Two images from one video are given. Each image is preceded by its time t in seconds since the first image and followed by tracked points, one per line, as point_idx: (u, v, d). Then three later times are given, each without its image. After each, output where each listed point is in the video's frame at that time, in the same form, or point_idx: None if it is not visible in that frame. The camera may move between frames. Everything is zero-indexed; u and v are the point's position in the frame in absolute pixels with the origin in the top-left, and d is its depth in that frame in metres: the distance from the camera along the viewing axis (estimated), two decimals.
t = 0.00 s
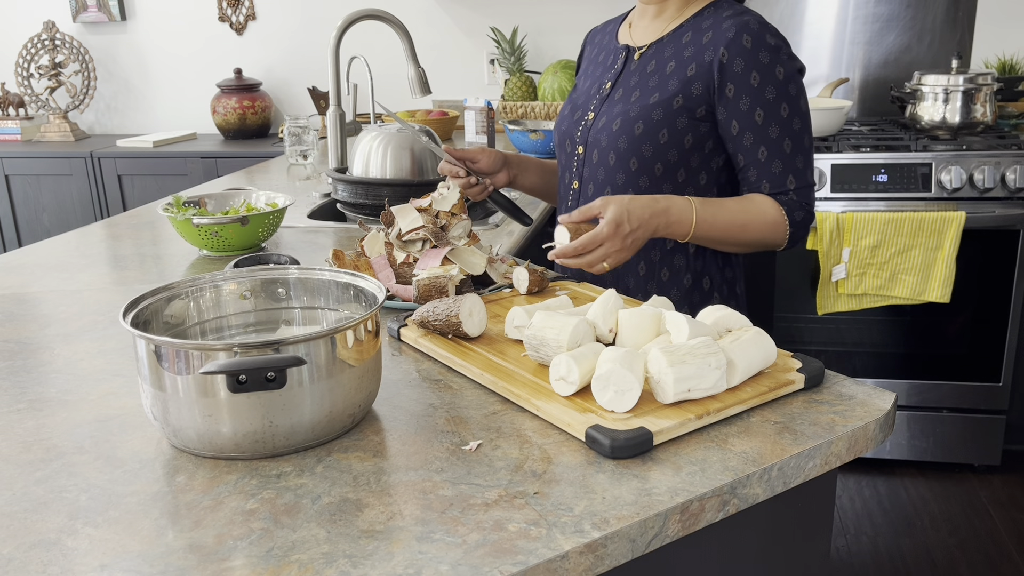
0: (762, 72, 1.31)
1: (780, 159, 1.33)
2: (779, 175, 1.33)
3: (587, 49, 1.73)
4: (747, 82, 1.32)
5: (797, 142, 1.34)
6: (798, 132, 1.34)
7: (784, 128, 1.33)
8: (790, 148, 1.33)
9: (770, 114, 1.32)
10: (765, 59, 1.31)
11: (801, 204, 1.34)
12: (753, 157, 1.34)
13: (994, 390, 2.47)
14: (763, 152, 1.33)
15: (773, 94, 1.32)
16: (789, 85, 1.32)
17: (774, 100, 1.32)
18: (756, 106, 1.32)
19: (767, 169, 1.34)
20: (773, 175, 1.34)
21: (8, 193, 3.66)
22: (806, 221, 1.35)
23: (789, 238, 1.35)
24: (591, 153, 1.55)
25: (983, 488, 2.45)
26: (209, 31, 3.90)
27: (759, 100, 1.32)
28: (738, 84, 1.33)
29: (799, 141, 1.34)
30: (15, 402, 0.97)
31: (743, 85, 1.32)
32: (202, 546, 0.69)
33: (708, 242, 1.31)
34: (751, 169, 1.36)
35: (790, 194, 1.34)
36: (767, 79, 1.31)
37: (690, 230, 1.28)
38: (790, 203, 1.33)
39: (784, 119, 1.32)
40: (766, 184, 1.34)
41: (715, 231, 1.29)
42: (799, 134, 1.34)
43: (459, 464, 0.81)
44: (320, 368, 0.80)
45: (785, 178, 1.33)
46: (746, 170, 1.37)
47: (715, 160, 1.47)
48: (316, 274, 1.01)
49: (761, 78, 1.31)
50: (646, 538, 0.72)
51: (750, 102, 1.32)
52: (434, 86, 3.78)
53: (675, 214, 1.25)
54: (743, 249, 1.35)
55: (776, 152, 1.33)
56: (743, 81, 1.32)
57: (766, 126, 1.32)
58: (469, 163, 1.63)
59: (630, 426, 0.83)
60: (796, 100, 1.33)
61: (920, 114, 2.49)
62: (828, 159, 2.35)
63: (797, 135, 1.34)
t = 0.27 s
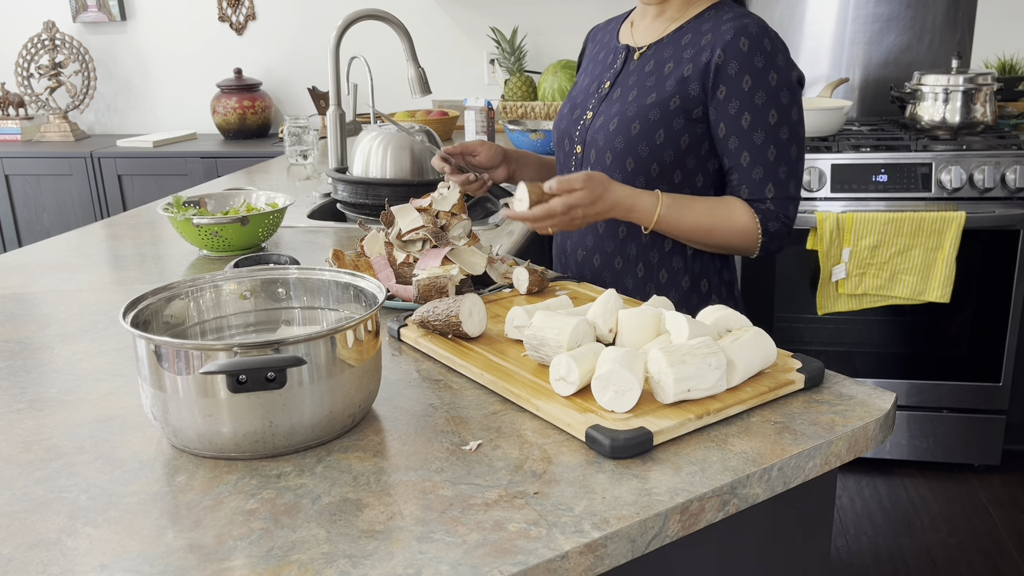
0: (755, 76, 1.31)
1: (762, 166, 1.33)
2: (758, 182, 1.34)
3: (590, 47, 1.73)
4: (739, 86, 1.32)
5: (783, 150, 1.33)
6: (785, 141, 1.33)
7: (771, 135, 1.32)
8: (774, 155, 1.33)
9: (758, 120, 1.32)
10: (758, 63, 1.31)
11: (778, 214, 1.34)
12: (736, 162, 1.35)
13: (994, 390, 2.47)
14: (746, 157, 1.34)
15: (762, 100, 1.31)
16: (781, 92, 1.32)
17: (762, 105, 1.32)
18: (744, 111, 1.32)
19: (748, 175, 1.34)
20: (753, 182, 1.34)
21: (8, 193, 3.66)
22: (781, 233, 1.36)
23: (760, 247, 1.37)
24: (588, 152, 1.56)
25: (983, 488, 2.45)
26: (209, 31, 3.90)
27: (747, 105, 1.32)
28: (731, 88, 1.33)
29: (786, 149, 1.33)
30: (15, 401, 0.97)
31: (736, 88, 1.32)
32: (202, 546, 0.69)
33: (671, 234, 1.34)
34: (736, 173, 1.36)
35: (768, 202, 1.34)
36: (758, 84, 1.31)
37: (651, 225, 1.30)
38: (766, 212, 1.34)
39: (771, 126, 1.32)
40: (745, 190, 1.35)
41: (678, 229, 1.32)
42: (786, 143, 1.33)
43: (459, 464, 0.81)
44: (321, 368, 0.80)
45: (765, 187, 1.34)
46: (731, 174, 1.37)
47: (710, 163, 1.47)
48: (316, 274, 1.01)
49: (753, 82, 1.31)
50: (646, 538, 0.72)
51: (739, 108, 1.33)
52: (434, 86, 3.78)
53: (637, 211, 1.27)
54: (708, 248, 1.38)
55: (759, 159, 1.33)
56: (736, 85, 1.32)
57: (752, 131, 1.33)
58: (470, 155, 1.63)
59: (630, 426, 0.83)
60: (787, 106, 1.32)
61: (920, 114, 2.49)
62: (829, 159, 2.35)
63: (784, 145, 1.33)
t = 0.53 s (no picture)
0: (738, 73, 1.30)
1: (739, 163, 1.32)
2: (735, 179, 1.33)
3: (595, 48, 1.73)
4: (723, 82, 1.31)
5: (762, 148, 1.31)
6: (766, 140, 1.31)
7: (750, 132, 1.31)
8: (752, 154, 1.31)
9: (737, 117, 1.31)
10: (744, 60, 1.30)
11: (751, 214, 1.33)
12: (716, 158, 1.35)
13: (994, 390, 2.47)
14: (723, 154, 1.33)
15: (744, 97, 1.30)
16: (764, 90, 1.30)
17: (743, 102, 1.30)
18: (725, 108, 1.32)
19: (726, 172, 1.34)
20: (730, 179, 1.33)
21: (8, 193, 3.66)
22: (756, 233, 1.34)
23: (733, 247, 1.36)
24: (584, 151, 1.56)
25: (983, 488, 2.45)
26: (209, 31, 3.90)
27: (729, 102, 1.31)
28: (716, 85, 1.33)
29: (767, 146, 1.31)
30: (15, 402, 0.96)
31: (721, 86, 1.32)
32: (202, 546, 0.69)
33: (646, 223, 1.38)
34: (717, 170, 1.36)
35: (743, 201, 1.33)
36: (742, 80, 1.30)
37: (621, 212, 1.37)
38: (740, 211, 1.33)
39: (751, 123, 1.30)
40: (723, 187, 1.35)
41: (645, 219, 1.36)
42: (767, 141, 1.31)
43: (459, 464, 0.81)
44: (320, 368, 0.80)
45: (741, 184, 1.32)
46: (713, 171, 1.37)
47: (704, 162, 1.46)
48: (316, 274, 1.01)
49: (736, 79, 1.30)
50: (646, 538, 0.72)
51: (721, 105, 1.32)
52: (434, 86, 3.78)
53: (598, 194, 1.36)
54: (683, 241, 1.40)
55: (736, 156, 1.32)
56: (721, 82, 1.32)
57: (730, 128, 1.32)
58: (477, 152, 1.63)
59: (630, 426, 0.83)
60: (770, 103, 1.31)
61: (920, 114, 2.48)
62: (829, 159, 2.35)
63: (765, 143, 1.31)
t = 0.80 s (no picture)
0: (735, 75, 1.30)
1: (728, 165, 1.33)
2: (724, 181, 1.34)
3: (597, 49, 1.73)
4: (720, 84, 1.32)
5: (753, 151, 1.31)
6: (757, 143, 1.31)
7: (742, 135, 1.31)
8: (741, 156, 1.31)
9: (730, 119, 1.31)
10: (743, 62, 1.30)
11: (736, 216, 1.34)
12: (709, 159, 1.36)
13: (994, 390, 2.47)
14: (716, 155, 1.34)
15: (738, 99, 1.30)
16: (760, 93, 1.30)
17: (738, 105, 1.30)
18: (718, 110, 1.32)
19: (716, 174, 1.35)
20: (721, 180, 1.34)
21: (8, 193, 3.66)
22: (740, 236, 1.35)
23: (720, 247, 1.38)
24: (587, 153, 1.56)
25: (983, 488, 2.45)
26: (209, 31, 3.90)
27: (724, 103, 1.31)
28: (714, 86, 1.33)
29: (761, 149, 1.31)
30: (15, 402, 0.96)
31: (719, 88, 1.32)
32: (202, 546, 0.69)
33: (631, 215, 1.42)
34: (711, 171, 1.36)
35: (730, 203, 1.34)
36: (738, 83, 1.30)
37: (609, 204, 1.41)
38: (724, 213, 1.35)
39: (745, 126, 1.30)
40: (712, 188, 1.36)
41: (631, 211, 1.40)
42: (759, 145, 1.31)
43: (459, 465, 0.81)
44: (320, 368, 0.80)
45: (730, 186, 1.33)
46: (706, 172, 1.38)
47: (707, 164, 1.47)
48: (316, 274, 1.01)
49: (733, 81, 1.30)
50: (646, 538, 0.72)
51: (716, 107, 1.33)
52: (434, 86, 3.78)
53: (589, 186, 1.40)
54: (670, 240, 1.42)
55: (727, 158, 1.32)
56: (719, 84, 1.32)
57: (722, 130, 1.32)
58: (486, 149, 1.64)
59: (630, 426, 0.83)
60: (765, 106, 1.30)
61: (920, 114, 2.48)
62: (829, 159, 2.35)
63: (757, 147, 1.31)
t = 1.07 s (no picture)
0: (743, 74, 1.30)
1: (746, 164, 1.31)
2: (742, 181, 1.31)
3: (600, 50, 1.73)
4: (728, 84, 1.31)
5: (769, 148, 1.30)
6: (772, 139, 1.30)
7: (756, 133, 1.29)
8: (759, 153, 1.30)
9: (743, 117, 1.30)
10: (749, 61, 1.30)
11: (757, 215, 1.31)
12: (723, 159, 1.33)
13: (994, 390, 2.47)
14: (731, 155, 1.32)
15: (749, 98, 1.29)
16: (769, 90, 1.30)
17: (749, 103, 1.29)
18: (730, 109, 1.31)
19: (734, 174, 1.32)
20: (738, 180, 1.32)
21: (8, 193, 3.66)
22: (762, 235, 1.33)
23: (743, 251, 1.35)
24: (589, 153, 1.56)
25: (983, 488, 2.45)
26: (209, 31, 3.90)
27: (734, 103, 1.30)
28: (722, 87, 1.32)
29: (774, 146, 1.30)
30: (15, 402, 0.97)
31: (726, 88, 1.32)
32: (202, 546, 0.69)
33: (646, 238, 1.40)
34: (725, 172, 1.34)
35: (749, 202, 1.31)
36: (747, 82, 1.29)
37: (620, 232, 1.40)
38: (745, 214, 1.32)
39: (758, 124, 1.29)
40: (730, 190, 1.33)
41: (645, 233, 1.38)
42: (773, 141, 1.30)
43: (459, 465, 0.81)
44: (321, 368, 0.80)
45: (748, 185, 1.31)
46: (721, 174, 1.36)
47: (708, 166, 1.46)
48: (316, 274, 1.01)
49: (741, 80, 1.30)
50: (646, 538, 0.72)
51: (726, 107, 1.31)
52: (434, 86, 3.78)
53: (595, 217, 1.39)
54: (690, 252, 1.40)
55: (743, 157, 1.31)
56: (728, 84, 1.31)
57: (736, 129, 1.30)
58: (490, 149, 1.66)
59: (630, 426, 0.83)
60: (775, 104, 1.30)
61: (920, 114, 2.48)
62: (829, 159, 2.35)
63: (770, 144, 1.30)
